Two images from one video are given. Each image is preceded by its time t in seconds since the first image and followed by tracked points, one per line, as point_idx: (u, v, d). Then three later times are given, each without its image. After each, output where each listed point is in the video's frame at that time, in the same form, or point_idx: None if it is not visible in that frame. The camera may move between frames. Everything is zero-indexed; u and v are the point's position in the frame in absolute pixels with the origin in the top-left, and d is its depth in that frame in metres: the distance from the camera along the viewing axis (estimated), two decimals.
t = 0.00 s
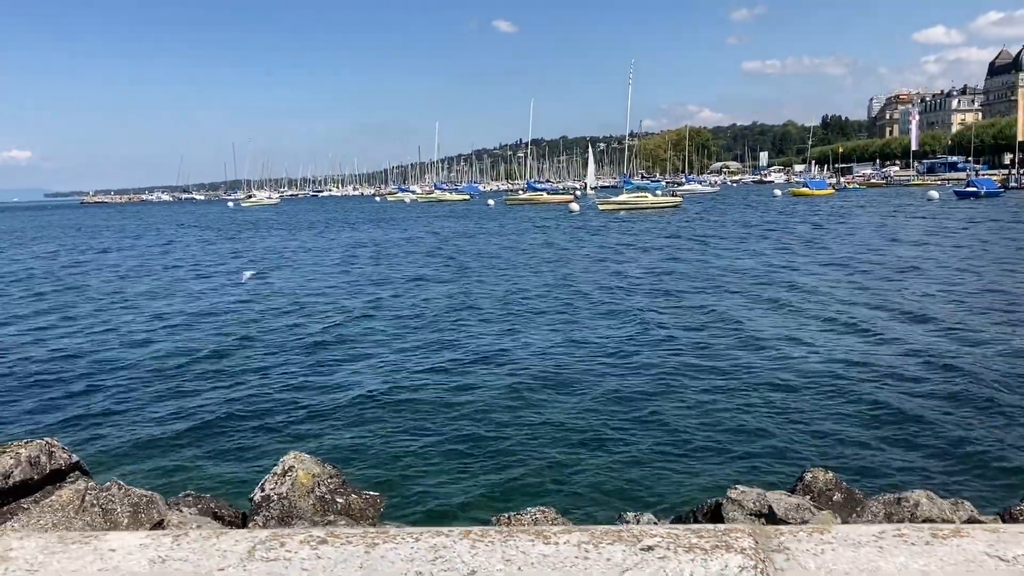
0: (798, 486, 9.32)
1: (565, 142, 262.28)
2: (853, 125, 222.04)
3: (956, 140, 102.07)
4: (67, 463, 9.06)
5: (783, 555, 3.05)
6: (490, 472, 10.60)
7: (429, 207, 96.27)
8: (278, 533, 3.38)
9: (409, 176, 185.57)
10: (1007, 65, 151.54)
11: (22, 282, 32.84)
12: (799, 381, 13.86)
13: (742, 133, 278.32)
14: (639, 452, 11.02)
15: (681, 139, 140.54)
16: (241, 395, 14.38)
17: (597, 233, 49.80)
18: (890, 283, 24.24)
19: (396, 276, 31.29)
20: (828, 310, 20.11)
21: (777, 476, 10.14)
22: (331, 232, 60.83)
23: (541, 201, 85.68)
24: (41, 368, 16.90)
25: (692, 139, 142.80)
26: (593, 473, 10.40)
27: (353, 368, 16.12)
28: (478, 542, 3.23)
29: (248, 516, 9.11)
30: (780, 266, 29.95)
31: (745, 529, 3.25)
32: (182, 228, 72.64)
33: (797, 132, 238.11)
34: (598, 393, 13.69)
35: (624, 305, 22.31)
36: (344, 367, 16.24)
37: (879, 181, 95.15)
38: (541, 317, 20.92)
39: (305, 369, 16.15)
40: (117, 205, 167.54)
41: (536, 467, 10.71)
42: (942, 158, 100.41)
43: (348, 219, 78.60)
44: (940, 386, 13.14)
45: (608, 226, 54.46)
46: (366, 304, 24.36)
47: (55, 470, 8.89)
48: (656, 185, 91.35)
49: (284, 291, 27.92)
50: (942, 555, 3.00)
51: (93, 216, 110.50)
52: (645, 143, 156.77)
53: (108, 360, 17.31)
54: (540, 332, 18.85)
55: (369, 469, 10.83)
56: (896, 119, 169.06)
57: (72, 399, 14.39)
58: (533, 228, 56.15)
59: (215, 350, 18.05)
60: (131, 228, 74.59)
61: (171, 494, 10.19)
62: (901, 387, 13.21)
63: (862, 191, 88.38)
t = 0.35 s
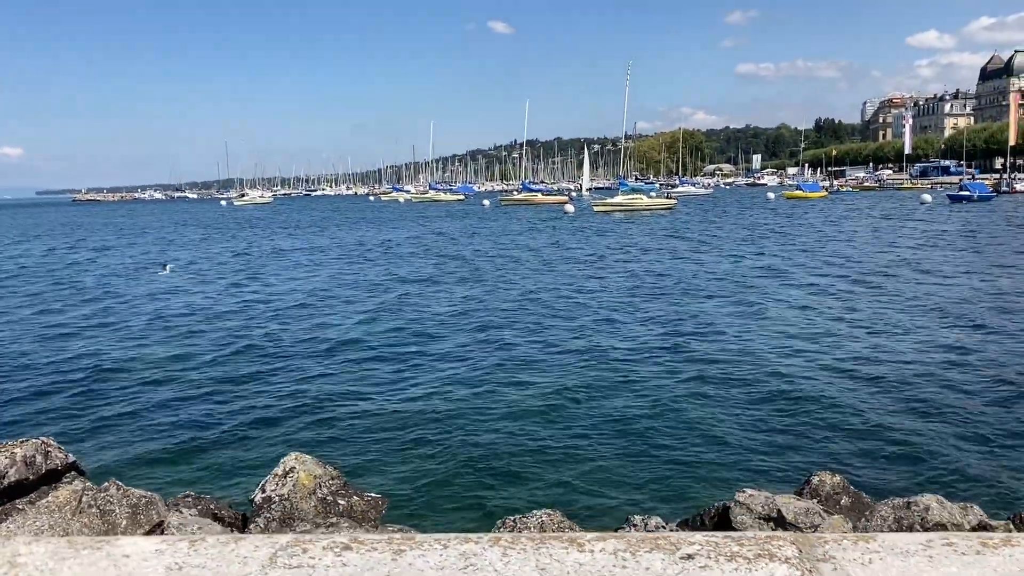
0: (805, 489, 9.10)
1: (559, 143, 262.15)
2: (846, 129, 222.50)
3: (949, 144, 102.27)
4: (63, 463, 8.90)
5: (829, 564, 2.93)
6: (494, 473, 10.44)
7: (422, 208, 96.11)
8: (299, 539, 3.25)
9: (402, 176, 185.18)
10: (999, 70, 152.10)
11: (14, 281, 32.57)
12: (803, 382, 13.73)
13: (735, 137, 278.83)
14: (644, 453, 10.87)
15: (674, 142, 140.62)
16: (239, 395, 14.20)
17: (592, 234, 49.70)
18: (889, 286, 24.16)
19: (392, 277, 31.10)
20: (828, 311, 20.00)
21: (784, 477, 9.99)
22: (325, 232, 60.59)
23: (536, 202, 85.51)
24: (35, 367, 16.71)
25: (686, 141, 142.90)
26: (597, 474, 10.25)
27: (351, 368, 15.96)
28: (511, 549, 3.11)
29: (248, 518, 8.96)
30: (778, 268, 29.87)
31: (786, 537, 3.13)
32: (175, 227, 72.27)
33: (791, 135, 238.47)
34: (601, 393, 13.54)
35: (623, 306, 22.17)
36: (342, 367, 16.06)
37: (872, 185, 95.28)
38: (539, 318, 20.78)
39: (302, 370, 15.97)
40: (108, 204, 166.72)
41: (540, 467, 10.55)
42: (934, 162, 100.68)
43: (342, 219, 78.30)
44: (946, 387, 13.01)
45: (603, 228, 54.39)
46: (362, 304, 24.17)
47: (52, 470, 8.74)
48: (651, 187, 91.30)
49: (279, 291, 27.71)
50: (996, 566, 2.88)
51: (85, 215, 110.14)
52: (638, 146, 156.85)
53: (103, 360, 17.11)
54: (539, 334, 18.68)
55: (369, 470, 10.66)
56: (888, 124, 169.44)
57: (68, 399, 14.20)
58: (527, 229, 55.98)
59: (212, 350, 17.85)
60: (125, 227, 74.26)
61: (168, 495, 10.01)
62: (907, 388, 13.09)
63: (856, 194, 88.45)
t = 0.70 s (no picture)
0: (795, 491, 8.91)
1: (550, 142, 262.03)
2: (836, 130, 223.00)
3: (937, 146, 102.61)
4: (45, 459, 8.73)
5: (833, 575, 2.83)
6: (481, 473, 10.30)
7: (413, 205, 95.86)
8: (284, 545, 3.14)
9: (393, 173, 184.67)
10: (988, 73, 152.71)
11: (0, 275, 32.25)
12: (796, 382, 13.63)
13: (726, 137, 279.42)
14: (636, 453, 10.73)
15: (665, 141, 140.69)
16: (224, 392, 14.04)
17: (582, 233, 49.53)
18: (880, 286, 24.10)
19: (382, 274, 30.90)
20: (820, 312, 19.92)
21: (778, 479, 9.87)
22: (315, 228, 60.32)
23: (526, 199, 85.41)
24: (19, 363, 16.50)
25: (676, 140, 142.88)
26: (586, 474, 10.13)
27: (338, 365, 15.82)
28: (504, 557, 3.00)
29: (233, 518, 8.79)
30: (769, 268, 29.78)
31: (789, 546, 3.03)
32: (164, 222, 71.84)
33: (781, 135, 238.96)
34: (590, 393, 13.44)
35: (614, 305, 22.04)
36: (329, 364, 15.90)
37: (861, 185, 95.51)
38: (530, 316, 20.63)
39: (291, 367, 15.78)
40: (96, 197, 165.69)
41: (528, 467, 10.42)
42: (924, 163, 100.90)
43: (331, 215, 77.95)
44: (937, 388, 12.94)
45: (593, 227, 54.26)
46: (350, 301, 24.00)
47: (33, 468, 8.57)
48: (641, 186, 91.33)
49: (267, 288, 27.52)
50: None
51: (72, 209, 109.47)
52: (629, 144, 156.91)
53: (88, 356, 16.92)
54: (529, 333, 18.53)
55: (354, 469, 10.52)
56: (878, 125, 169.94)
57: (50, 396, 14.02)
58: (517, 227, 55.84)
59: (198, 346, 17.67)
60: (112, 222, 73.81)
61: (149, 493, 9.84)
62: (900, 389, 13.00)
63: (845, 195, 88.66)
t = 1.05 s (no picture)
0: (773, 491, 8.90)
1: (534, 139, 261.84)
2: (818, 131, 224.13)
3: (918, 147, 103.30)
4: (18, 456, 8.63)
5: None
6: (461, 470, 10.23)
7: (396, 201, 95.63)
8: (252, 547, 3.08)
9: (376, 168, 184.04)
10: (969, 75, 153.86)
11: None
12: (776, 382, 13.60)
13: (709, 136, 280.20)
14: (615, 453, 10.66)
15: (648, 140, 140.97)
16: (202, 388, 13.91)
17: (566, 230, 49.47)
18: (862, 286, 24.13)
19: (364, 270, 30.75)
20: (801, 312, 19.91)
21: (755, 480, 9.82)
22: (297, 223, 59.99)
23: (509, 196, 85.30)
24: None
25: (660, 139, 143.12)
26: (565, 472, 10.09)
27: (318, 361, 15.72)
28: (473, 560, 2.96)
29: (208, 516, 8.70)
30: (751, 267, 29.82)
31: (762, 549, 3.01)
32: (144, 216, 71.22)
33: (763, 135, 239.83)
34: (571, 391, 13.42)
35: (597, 303, 21.98)
36: (309, 360, 15.81)
37: (842, 185, 96.03)
38: (512, 314, 20.52)
39: (268, 363, 15.62)
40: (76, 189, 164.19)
41: (507, 465, 10.37)
42: (905, 164, 101.47)
43: (314, 211, 77.58)
44: (915, 388, 13.00)
45: (577, 224, 54.18)
46: (332, 297, 23.86)
47: (5, 464, 8.46)
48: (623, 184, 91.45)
49: (248, 283, 27.33)
50: None
51: (53, 202, 108.59)
52: (613, 142, 157.01)
53: (64, 350, 16.74)
54: (511, 330, 18.42)
55: (332, 466, 10.43)
56: (859, 125, 170.95)
57: (25, 390, 13.84)
58: (500, 224, 55.73)
59: (177, 342, 17.52)
60: (94, 215, 73.27)
61: (125, 489, 9.72)
62: (879, 390, 12.99)
63: (826, 194, 89.14)
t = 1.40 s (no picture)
0: (744, 488, 8.96)
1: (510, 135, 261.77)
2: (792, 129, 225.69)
3: (890, 146, 104.40)
4: None
5: None
6: (434, 468, 10.23)
7: (372, 195, 95.33)
8: (219, 547, 3.07)
9: (352, 163, 183.13)
10: (941, 75, 155.62)
11: None
12: (751, 380, 13.70)
13: (685, 133, 281.37)
14: (591, 450, 10.70)
15: (625, 137, 141.34)
16: (174, 384, 13.81)
17: (543, 226, 49.54)
18: (835, 285, 24.38)
19: (340, 265, 30.64)
20: (776, 310, 20.06)
21: (728, 477, 9.90)
22: (272, 218, 59.58)
23: (485, 192, 85.20)
24: None
25: (636, 135, 143.61)
26: (538, 469, 10.11)
27: (291, 357, 15.65)
28: (442, 560, 2.98)
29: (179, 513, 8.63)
30: (725, 264, 30.01)
31: (727, 549, 3.05)
32: (115, 209, 70.42)
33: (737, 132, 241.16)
34: (544, 387, 13.44)
35: (574, 300, 22.03)
36: (283, 356, 15.74)
37: (816, 183, 96.84)
38: (488, 310, 20.52)
39: (242, 359, 15.53)
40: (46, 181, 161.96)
41: (481, 462, 10.38)
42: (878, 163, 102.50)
43: (289, 205, 77.09)
44: (884, 386, 13.17)
45: (553, 221, 54.24)
46: (306, 292, 23.74)
47: None
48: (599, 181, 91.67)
49: (222, 278, 27.13)
50: None
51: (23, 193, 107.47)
52: (589, 138, 157.26)
53: (34, 346, 16.54)
54: (487, 327, 18.42)
55: (305, 463, 10.38)
56: (833, 124, 172.40)
57: None
58: (476, 220, 55.64)
59: (149, 337, 17.36)
60: (64, 208, 72.34)
61: (95, 486, 9.63)
62: (851, 388, 13.12)
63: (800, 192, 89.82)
